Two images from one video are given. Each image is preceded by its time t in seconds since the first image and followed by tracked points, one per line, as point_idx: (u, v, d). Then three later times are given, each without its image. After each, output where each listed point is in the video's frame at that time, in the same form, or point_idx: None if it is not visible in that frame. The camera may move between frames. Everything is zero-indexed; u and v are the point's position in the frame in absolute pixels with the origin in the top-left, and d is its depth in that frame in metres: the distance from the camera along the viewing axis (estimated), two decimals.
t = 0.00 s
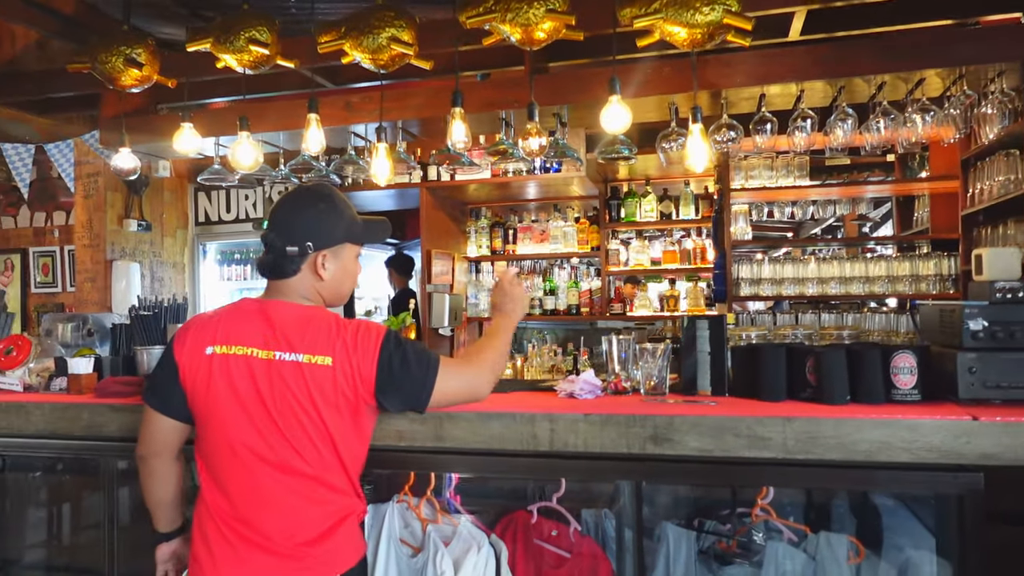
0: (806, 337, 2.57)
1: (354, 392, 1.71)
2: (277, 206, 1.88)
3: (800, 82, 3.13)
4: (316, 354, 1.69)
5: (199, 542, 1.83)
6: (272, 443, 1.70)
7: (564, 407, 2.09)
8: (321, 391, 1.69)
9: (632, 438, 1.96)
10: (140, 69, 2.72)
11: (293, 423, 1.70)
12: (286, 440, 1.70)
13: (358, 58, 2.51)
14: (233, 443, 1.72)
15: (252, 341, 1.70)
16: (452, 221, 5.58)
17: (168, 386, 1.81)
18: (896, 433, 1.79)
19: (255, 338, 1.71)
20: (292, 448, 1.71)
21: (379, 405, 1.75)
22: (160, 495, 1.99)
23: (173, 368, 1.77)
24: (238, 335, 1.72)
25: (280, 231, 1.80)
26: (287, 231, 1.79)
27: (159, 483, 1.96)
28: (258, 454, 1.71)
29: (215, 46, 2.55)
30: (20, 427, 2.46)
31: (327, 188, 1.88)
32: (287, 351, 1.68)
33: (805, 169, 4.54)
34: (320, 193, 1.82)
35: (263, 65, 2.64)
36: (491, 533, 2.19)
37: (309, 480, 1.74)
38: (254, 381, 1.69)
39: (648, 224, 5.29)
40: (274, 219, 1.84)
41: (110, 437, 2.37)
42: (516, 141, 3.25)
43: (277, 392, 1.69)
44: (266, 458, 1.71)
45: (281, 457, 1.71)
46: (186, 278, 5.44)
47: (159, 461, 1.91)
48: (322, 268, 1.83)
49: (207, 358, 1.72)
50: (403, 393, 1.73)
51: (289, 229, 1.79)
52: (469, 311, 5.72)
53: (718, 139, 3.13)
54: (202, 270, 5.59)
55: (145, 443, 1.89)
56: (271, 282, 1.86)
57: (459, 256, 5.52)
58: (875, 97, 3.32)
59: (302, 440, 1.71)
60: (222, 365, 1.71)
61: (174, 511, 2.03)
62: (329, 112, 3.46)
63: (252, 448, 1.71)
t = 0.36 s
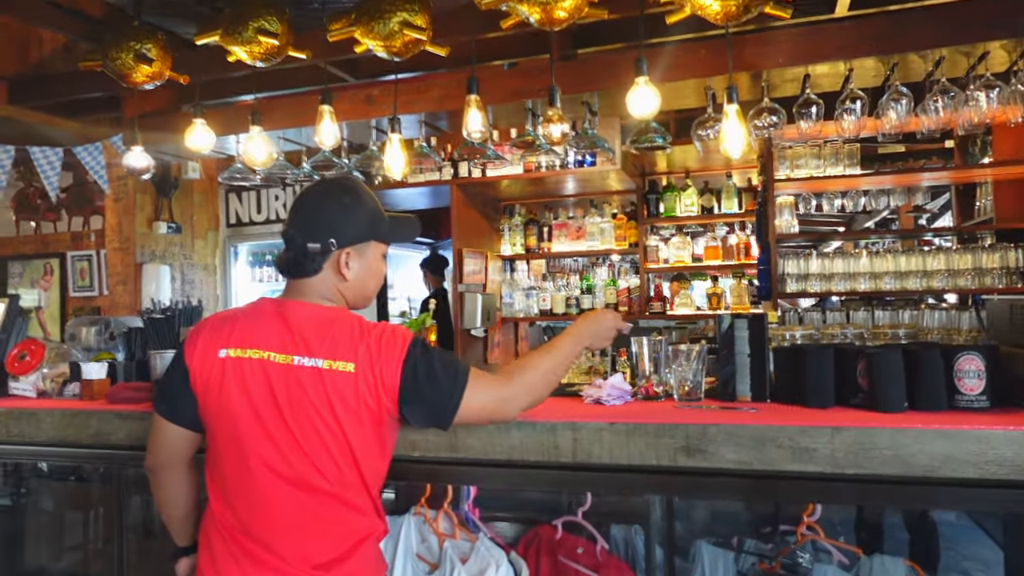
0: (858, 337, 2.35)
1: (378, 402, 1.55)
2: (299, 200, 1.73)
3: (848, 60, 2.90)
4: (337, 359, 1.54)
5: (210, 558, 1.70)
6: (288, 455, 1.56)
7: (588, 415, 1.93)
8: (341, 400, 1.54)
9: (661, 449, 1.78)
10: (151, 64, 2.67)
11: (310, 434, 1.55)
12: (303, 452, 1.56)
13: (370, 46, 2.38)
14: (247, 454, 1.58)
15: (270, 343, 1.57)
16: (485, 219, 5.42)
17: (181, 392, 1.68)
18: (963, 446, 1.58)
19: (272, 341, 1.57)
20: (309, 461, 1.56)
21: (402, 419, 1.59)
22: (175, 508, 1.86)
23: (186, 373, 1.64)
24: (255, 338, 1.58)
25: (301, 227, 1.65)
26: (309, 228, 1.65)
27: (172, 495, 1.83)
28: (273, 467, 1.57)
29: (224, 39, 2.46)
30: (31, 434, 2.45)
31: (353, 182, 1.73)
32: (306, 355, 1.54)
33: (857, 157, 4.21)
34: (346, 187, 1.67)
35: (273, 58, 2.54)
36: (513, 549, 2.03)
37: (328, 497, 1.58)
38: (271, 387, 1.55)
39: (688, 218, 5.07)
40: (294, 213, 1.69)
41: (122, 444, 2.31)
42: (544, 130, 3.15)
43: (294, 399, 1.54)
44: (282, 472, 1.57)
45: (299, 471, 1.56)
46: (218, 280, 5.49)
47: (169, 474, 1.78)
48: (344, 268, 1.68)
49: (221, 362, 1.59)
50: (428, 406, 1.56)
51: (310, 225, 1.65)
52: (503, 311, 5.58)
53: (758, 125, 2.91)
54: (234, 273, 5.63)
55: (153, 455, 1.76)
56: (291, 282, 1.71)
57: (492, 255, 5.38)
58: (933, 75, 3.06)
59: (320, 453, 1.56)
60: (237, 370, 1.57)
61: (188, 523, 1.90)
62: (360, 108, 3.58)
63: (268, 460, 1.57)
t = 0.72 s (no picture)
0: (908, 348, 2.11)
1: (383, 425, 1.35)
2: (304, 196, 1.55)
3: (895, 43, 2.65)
4: (336, 375, 1.33)
5: None
6: (279, 485, 1.35)
7: (607, 436, 1.73)
8: (341, 422, 1.34)
9: (689, 479, 1.58)
10: (147, 58, 2.53)
11: (305, 461, 1.34)
12: (297, 482, 1.35)
13: (374, 34, 2.21)
14: (234, 482, 1.37)
15: (260, 356, 1.36)
16: (508, 220, 5.24)
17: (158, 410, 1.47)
18: None
19: (262, 353, 1.37)
20: (304, 492, 1.35)
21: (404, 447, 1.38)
22: (144, 544, 1.63)
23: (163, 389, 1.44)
24: (243, 350, 1.38)
25: (300, 223, 1.47)
26: (306, 224, 1.46)
27: (143, 531, 1.61)
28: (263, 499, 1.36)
29: (219, 28, 2.32)
30: (21, 447, 2.33)
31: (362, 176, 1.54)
32: (301, 369, 1.34)
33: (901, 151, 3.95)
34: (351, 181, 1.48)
35: (273, 49, 2.39)
36: None
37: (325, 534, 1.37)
38: (260, 406, 1.35)
39: (720, 219, 4.81)
40: (295, 209, 1.51)
41: (111, 461, 2.17)
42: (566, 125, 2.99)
43: (287, 421, 1.34)
44: (274, 504, 1.36)
45: (292, 503, 1.36)
46: (237, 284, 5.38)
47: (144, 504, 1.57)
48: (346, 270, 1.48)
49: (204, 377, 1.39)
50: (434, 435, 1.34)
51: (309, 221, 1.46)
52: (527, 316, 5.38)
53: (798, 115, 2.67)
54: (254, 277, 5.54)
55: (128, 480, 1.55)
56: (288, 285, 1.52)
57: (516, 257, 5.19)
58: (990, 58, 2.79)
59: (316, 483, 1.35)
60: (222, 386, 1.37)
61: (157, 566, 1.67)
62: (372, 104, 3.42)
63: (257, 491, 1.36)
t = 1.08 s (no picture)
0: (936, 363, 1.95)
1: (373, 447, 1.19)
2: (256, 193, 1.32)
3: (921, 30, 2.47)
4: (315, 393, 1.17)
5: None
6: (263, 522, 1.18)
7: (604, 461, 1.57)
8: (326, 447, 1.17)
9: (694, 510, 1.42)
10: (131, 59, 2.43)
11: (289, 494, 1.17)
12: (283, 517, 1.18)
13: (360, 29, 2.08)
14: (208, 526, 1.19)
15: (224, 381, 1.19)
16: (519, 226, 5.09)
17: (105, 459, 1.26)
18: None
19: (227, 377, 1.19)
20: (292, 528, 1.18)
21: (384, 474, 1.20)
22: None
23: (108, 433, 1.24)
24: (203, 376, 1.20)
25: (281, 223, 1.24)
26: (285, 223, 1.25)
27: None
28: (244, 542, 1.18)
29: (201, 25, 2.20)
30: None
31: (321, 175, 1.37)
32: (274, 391, 1.17)
33: (931, 150, 3.74)
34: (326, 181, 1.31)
35: (259, 46, 2.27)
36: None
37: None
38: (232, 437, 1.17)
39: (738, 223, 4.62)
40: (259, 208, 1.27)
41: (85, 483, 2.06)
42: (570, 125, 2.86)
43: (264, 451, 1.16)
44: (257, 546, 1.19)
45: (278, 542, 1.18)
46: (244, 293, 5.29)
47: None
48: (330, 279, 1.30)
49: (160, 411, 1.20)
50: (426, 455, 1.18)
51: (294, 221, 1.25)
52: (540, 324, 5.24)
53: (815, 111, 2.50)
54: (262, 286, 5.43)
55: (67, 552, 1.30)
56: (249, 298, 1.28)
57: (527, 264, 5.03)
58: None
59: (304, 517, 1.18)
60: (183, 419, 1.19)
61: None
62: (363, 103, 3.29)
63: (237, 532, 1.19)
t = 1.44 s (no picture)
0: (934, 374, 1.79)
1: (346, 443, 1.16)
2: (161, 188, 1.15)
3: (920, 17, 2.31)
4: (280, 393, 1.11)
5: None
6: (239, 545, 1.07)
7: (565, 488, 1.45)
8: (300, 450, 1.11)
9: (657, 545, 1.29)
10: (88, 65, 2.33)
11: (264, 506, 1.08)
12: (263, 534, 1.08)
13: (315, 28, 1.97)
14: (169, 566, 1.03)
15: (166, 397, 1.05)
16: (517, 232, 4.96)
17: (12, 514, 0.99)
18: None
19: (169, 393, 1.05)
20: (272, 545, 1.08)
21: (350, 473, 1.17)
22: None
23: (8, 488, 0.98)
24: (146, 392, 1.05)
25: (222, 224, 1.16)
26: (230, 225, 1.18)
27: None
28: None
29: (155, 29, 2.10)
30: None
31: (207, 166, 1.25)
32: (234, 399, 1.08)
33: (942, 146, 3.55)
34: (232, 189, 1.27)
35: (215, 49, 2.17)
36: None
37: None
38: (191, 455, 1.05)
39: (743, 225, 4.43)
40: (188, 209, 1.14)
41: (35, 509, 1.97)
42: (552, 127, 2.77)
43: (233, 464, 1.06)
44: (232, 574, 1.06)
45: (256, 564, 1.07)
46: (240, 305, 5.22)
47: None
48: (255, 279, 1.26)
49: (91, 441, 1.02)
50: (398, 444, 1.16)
51: (233, 221, 1.18)
52: (541, 333, 5.10)
53: (807, 105, 2.35)
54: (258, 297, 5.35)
55: None
56: (182, 309, 1.14)
57: (525, 271, 4.90)
58: None
59: (281, 531, 1.09)
60: (123, 446, 1.02)
61: None
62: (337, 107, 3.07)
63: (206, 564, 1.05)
